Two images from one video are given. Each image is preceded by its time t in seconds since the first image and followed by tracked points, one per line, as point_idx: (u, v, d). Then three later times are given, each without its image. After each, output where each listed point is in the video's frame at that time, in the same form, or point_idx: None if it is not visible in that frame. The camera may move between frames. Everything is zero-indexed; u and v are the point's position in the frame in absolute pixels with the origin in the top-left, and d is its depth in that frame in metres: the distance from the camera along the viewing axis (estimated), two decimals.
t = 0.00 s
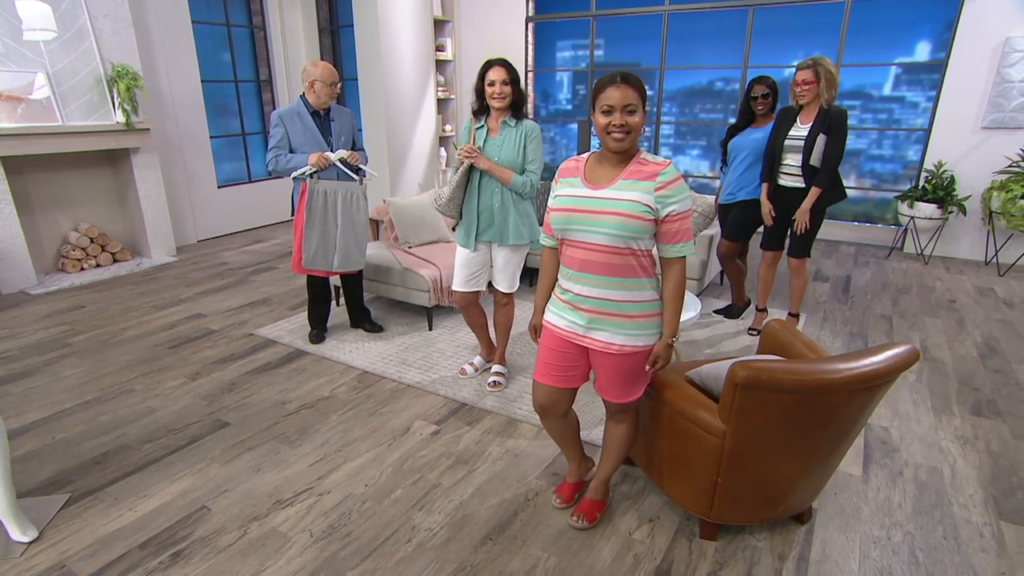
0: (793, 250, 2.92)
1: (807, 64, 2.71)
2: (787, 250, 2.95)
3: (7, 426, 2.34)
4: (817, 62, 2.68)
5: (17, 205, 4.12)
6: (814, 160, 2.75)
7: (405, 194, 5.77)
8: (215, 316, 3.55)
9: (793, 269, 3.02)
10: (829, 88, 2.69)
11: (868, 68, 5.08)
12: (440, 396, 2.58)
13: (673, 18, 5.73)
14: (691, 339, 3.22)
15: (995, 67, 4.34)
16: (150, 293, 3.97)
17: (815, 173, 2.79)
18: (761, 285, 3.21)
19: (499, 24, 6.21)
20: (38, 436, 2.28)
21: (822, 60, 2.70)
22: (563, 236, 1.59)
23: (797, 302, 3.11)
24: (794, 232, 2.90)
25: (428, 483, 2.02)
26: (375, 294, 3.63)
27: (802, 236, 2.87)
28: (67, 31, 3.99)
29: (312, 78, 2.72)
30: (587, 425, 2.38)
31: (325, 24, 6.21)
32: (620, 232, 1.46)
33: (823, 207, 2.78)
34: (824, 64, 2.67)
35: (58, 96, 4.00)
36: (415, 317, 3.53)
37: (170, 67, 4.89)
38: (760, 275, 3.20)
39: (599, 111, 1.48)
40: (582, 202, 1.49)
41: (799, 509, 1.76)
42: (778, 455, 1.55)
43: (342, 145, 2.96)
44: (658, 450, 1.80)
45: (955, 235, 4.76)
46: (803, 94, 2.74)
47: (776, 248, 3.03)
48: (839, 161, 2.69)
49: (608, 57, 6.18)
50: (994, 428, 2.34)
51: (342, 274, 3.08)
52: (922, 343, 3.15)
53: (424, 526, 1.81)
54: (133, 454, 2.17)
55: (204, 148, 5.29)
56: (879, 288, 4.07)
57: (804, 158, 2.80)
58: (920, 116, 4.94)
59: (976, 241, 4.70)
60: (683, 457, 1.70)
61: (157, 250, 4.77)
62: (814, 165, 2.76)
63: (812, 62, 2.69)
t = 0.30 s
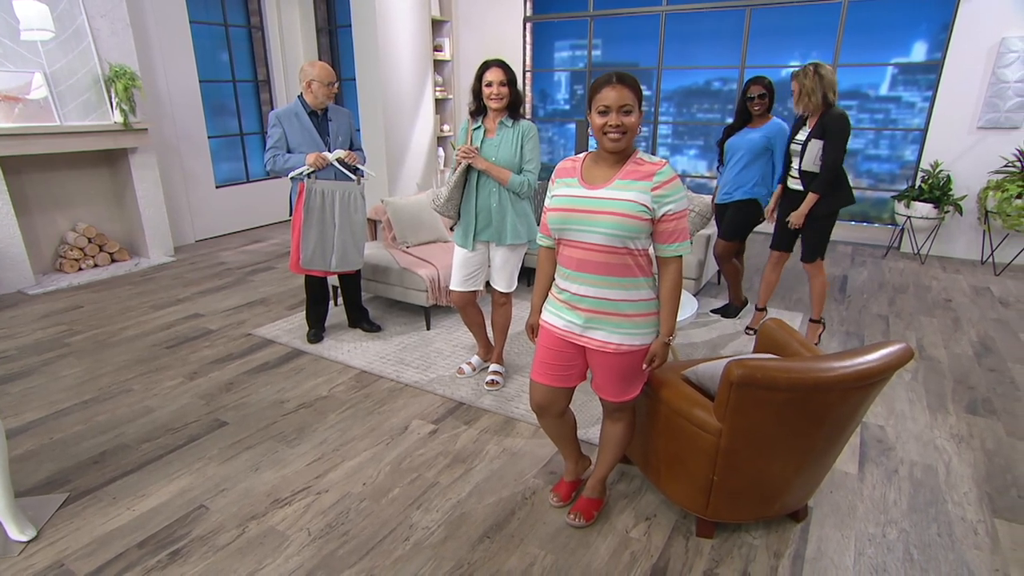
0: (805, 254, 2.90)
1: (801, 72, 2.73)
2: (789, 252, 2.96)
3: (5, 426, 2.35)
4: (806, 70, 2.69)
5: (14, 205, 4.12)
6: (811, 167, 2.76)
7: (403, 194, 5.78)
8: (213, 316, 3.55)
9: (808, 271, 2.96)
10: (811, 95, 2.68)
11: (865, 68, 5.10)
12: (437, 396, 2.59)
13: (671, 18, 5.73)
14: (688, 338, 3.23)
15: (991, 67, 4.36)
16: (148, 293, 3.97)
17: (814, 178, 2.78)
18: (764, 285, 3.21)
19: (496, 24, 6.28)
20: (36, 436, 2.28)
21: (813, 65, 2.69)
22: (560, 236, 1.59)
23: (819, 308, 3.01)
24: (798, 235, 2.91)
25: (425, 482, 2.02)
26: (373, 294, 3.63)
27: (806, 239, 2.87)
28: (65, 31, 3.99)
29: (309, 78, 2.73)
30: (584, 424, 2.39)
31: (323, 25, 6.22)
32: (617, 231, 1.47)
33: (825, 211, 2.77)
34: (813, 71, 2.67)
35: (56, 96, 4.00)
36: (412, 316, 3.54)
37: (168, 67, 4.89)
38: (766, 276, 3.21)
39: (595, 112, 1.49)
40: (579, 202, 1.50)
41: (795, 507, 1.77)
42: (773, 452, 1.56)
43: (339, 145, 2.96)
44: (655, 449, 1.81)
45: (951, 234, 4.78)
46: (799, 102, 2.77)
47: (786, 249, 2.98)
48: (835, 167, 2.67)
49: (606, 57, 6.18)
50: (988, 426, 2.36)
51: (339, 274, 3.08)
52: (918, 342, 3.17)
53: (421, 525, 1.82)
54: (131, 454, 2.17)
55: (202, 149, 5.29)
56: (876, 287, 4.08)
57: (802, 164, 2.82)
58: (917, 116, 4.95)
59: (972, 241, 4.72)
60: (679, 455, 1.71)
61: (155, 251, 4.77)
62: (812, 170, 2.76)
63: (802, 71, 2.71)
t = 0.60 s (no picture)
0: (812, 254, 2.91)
1: (803, 76, 2.73)
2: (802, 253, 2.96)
3: (3, 426, 2.35)
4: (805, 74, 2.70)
5: (12, 205, 4.12)
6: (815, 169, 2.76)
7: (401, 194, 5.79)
8: (211, 315, 3.55)
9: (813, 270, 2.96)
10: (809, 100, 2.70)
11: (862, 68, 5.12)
12: (435, 395, 2.59)
13: (669, 18, 5.76)
14: (685, 337, 3.25)
15: (987, 67, 4.38)
16: (146, 293, 3.97)
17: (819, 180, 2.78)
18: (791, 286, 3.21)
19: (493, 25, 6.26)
20: (34, 435, 2.29)
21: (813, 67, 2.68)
22: (557, 235, 1.60)
23: (819, 308, 3.02)
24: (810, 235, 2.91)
25: (423, 481, 2.03)
26: (371, 293, 3.64)
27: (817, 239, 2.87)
28: (62, 31, 3.99)
29: (307, 78, 2.73)
30: (581, 423, 2.40)
31: (321, 24, 6.23)
32: (615, 231, 1.48)
33: (834, 212, 2.77)
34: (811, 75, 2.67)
35: (53, 96, 4.00)
36: (410, 316, 3.55)
37: (166, 67, 4.89)
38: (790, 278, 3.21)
39: (592, 112, 1.50)
40: (576, 202, 1.51)
41: (790, 505, 1.78)
42: (769, 450, 1.57)
43: (337, 145, 2.97)
44: (652, 447, 1.82)
45: (947, 234, 4.80)
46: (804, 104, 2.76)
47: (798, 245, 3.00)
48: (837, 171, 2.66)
49: (604, 56, 6.31)
50: (983, 424, 2.37)
51: (337, 274, 3.09)
52: (914, 341, 3.18)
53: (419, 523, 1.83)
54: (129, 453, 2.18)
55: (200, 148, 5.29)
56: (872, 286, 4.10)
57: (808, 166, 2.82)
58: (913, 115, 4.97)
59: (968, 240, 4.74)
60: (675, 453, 1.72)
61: (153, 251, 4.77)
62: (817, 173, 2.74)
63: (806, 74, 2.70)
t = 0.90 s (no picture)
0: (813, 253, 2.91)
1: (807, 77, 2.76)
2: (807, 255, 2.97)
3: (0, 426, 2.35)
4: (819, 72, 2.68)
5: (10, 206, 4.12)
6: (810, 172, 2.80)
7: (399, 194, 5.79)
8: (209, 315, 3.55)
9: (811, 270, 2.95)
10: (819, 99, 2.69)
11: (859, 68, 5.14)
12: (433, 395, 2.60)
13: (666, 19, 5.77)
14: (682, 336, 3.26)
15: (982, 67, 4.39)
16: (144, 293, 3.98)
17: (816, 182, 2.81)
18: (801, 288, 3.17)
19: (489, 25, 6.20)
20: (32, 435, 2.29)
21: (825, 66, 2.69)
22: (555, 235, 1.61)
23: (814, 308, 3.03)
24: (811, 236, 2.92)
25: (421, 480, 2.04)
26: (369, 293, 3.64)
27: (815, 240, 2.88)
28: (59, 31, 3.99)
29: (304, 78, 2.74)
30: (578, 422, 2.41)
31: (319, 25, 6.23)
32: (614, 231, 1.48)
33: (833, 214, 2.77)
34: (825, 72, 2.66)
35: (51, 96, 3.99)
36: (408, 315, 3.56)
37: (163, 68, 4.89)
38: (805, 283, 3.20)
39: (590, 112, 1.51)
40: (575, 202, 1.51)
41: (786, 503, 1.79)
42: (763, 448, 1.58)
43: (335, 145, 2.97)
44: (648, 446, 1.82)
45: (943, 233, 4.82)
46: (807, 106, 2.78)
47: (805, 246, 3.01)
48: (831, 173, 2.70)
49: (601, 57, 6.19)
50: (977, 422, 2.39)
51: (335, 274, 3.09)
52: (909, 340, 3.20)
53: (416, 522, 1.84)
54: (127, 452, 2.18)
55: (197, 148, 5.29)
56: (868, 286, 4.11)
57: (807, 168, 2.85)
58: (910, 115, 4.99)
59: (964, 240, 4.76)
60: (671, 452, 1.73)
61: (151, 251, 4.77)
62: (812, 174, 2.78)
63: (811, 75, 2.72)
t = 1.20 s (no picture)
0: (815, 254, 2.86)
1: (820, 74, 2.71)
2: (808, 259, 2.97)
3: None
4: (832, 73, 2.63)
5: (7, 206, 4.12)
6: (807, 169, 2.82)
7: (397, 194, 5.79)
8: (207, 315, 3.56)
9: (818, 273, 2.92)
10: (834, 100, 2.63)
11: (856, 68, 5.16)
12: (430, 394, 2.61)
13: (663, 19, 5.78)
14: (680, 336, 3.27)
15: (977, 68, 4.41)
16: (142, 293, 3.98)
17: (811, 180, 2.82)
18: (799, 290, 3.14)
19: (488, 23, 6.17)
20: (30, 435, 2.29)
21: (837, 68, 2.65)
22: (553, 235, 1.61)
23: (831, 313, 3.05)
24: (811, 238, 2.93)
25: (418, 479, 2.04)
26: (367, 293, 3.65)
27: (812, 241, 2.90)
28: (57, 31, 3.99)
29: (301, 78, 2.75)
30: (574, 421, 2.42)
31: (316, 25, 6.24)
32: (612, 231, 1.49)
33: (826, 216, 2.78)
34: (838, 74, 2.61)
35: (48, 96, 3.99)
36: (406, 315, 3.56)
37: (161, 68, 4.89)
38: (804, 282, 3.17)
39: (586, 113, 1.51)
40: (572, 201, 1.52)
41: (782, 501, 1.80)
42: (759, 446, 1.59)
43: (333, 145, 2.98)
44: (645, 445, 1.83)
45: (939, 233, 4.83)
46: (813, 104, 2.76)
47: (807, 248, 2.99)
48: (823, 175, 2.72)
49: (598, 57, 6.22)
50: (972, 421, 2.40)
51: (333, 273, 3.10)
52: (905, 339, 3.21)
53: (414, 520, 1.85)
54: (125, 452, 2.18)
55: (195, 148, 5.29)
56: (865, 285, 4.12)
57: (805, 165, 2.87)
58: (906, 115, 4.99)
59: (960, 239, 4.77)
60: (667, 450, 1.74)
61: (149, 251, 4.77)
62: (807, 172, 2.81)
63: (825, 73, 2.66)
